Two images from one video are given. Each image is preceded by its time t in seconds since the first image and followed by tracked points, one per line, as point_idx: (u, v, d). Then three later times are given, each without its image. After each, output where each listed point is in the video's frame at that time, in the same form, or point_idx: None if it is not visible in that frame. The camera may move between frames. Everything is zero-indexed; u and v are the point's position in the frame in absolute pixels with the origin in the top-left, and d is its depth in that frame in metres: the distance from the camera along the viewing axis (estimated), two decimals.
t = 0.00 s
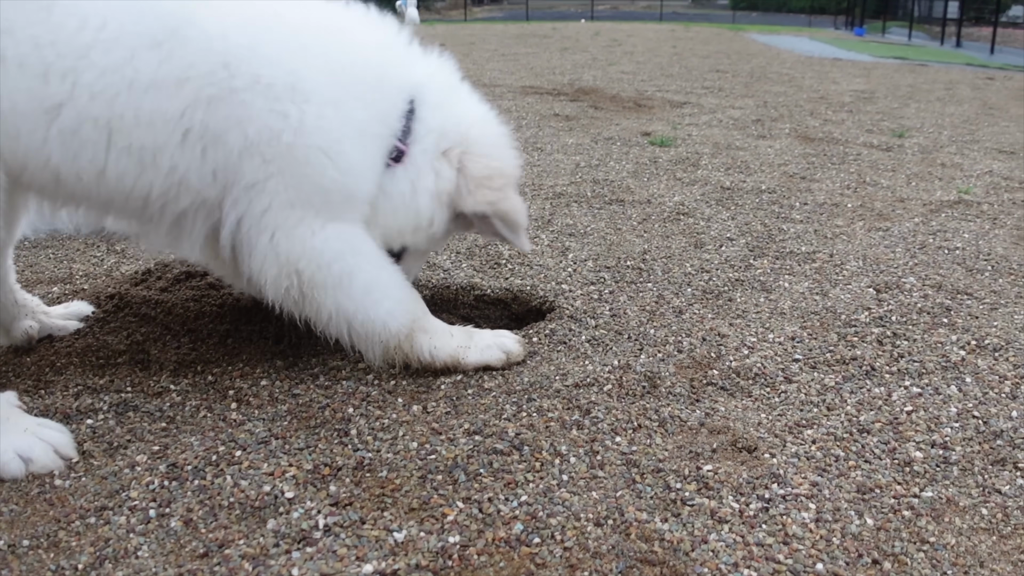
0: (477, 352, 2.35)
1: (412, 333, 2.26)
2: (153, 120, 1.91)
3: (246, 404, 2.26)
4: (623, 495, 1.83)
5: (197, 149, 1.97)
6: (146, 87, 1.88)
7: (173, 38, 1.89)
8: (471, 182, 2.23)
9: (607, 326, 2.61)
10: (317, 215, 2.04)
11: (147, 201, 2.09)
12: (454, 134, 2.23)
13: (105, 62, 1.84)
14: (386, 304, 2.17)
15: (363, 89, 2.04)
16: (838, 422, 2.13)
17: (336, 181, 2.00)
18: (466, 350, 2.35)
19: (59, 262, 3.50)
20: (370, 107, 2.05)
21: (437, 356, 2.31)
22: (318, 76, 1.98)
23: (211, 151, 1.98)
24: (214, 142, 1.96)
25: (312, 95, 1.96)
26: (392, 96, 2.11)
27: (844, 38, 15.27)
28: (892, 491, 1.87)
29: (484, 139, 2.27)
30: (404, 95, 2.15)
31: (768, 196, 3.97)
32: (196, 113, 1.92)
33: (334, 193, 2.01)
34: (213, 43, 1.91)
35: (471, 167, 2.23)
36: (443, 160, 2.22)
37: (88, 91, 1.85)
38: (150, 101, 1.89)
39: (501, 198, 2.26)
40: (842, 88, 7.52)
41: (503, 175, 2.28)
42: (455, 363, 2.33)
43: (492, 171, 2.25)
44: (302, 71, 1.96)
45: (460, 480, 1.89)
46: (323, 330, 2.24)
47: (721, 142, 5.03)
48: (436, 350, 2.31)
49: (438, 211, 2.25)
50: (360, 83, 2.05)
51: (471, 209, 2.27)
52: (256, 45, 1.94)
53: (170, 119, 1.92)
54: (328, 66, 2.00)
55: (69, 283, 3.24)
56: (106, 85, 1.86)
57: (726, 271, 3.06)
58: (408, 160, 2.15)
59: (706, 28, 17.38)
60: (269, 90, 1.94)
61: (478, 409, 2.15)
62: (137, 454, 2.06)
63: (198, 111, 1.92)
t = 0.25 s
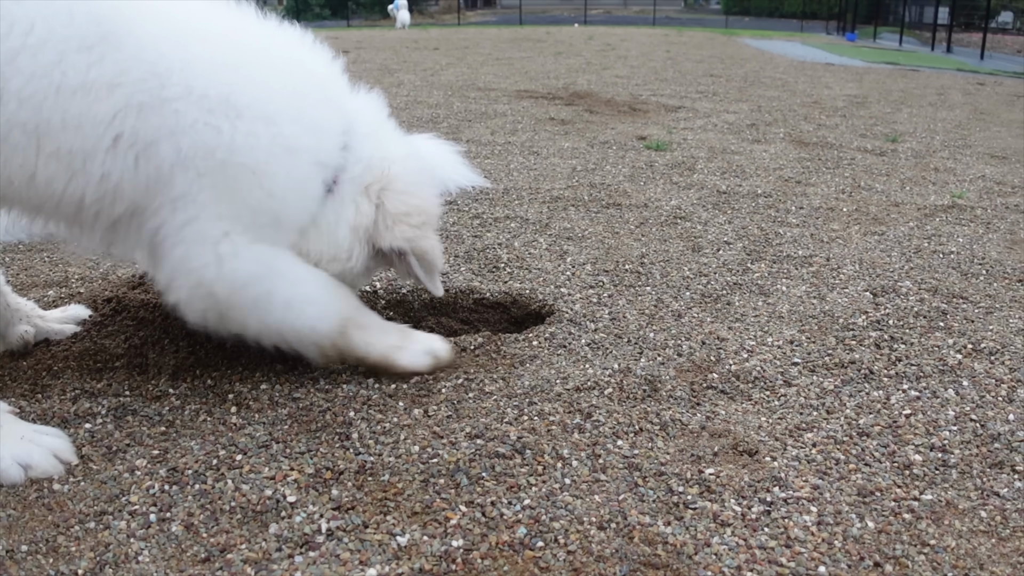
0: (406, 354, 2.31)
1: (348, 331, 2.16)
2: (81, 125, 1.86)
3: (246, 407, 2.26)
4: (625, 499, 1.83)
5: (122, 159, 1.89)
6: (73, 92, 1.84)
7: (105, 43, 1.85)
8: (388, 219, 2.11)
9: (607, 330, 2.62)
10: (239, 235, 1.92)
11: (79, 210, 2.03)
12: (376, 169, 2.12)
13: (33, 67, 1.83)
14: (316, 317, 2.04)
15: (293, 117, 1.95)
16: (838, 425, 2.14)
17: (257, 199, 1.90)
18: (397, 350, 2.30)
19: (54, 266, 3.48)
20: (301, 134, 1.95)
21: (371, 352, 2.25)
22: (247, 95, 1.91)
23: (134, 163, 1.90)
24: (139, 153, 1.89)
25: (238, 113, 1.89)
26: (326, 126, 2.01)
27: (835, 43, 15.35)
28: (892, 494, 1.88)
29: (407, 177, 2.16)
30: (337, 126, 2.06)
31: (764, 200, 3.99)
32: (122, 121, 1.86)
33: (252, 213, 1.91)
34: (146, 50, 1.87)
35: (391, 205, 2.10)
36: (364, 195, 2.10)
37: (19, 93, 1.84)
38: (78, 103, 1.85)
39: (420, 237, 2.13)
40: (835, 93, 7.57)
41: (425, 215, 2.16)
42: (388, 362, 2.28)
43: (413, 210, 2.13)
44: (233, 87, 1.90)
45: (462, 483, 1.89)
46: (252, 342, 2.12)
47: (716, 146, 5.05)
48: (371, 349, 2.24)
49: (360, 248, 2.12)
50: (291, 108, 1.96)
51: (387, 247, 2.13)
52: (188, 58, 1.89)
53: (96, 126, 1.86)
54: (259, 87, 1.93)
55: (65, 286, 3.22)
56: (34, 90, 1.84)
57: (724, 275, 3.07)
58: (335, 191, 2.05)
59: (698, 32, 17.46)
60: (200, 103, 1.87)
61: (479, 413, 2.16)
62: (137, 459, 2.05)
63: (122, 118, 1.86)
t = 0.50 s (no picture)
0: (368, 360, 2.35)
1: (308, 337, 2.23)
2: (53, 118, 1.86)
3: (252, 408, 2.25)
4: (634, 500, 1.83)
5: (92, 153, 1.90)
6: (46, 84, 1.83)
7: (76, 33, 1.83)
8: (367, 228, 2.01)
9: (612, 332, 2.63)
10: (200, 240, 1.95)
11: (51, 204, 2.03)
12: (359, 174, 2.05)
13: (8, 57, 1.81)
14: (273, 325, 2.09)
15: (263, 114, 1.93)
16: (845, 427, 2.15)
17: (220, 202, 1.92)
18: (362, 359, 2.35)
19: (57, 266, 3.47)
20: (270, 133, 1.93)
21: (334, 360, 2.32)
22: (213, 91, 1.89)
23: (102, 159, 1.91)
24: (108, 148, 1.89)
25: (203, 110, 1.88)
26: (298, 123, 1.98)
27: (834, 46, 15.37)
28: (899, 496, 1.89)
29: (391, 184, 2.06)
30: (314, 127, 2.02)
31: (766, 202, 4.00)
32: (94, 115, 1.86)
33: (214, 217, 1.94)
34: (118, 40, 1.85)
35: (369, 214, 2.01)
36: (344, 204, 2.04)
37: None
38: (49, 96, 1.84)
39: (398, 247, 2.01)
40: (834, 96, 7.58)
41: (405, 223, 2.04)
42: (352, 368, 2.34)
43: (391, 218, 2.02)
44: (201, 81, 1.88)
45: (471, 485, 1.89)
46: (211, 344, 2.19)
47: (717, 148, 5.06)
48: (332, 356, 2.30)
49: (336, 255, 2.07)
50: (259, 105, 1.93)
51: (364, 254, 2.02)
52: (157, 48, 1.87)
53: (67, 118, 1.86)
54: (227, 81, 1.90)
55: (68, 287, 3.21)
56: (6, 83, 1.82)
57: (728, 277, 3.08)
58: (309, 194, 2.03)
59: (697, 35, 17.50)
60: (167, 103, 1.86)
61: (486, 414, 2.16)
62: (144, 459, 2.04)
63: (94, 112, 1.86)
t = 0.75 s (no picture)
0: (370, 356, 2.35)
1: (314, 324, 2.20)
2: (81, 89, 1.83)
3: (259, 407, 2.26)
4: (640, 502, 1.84)
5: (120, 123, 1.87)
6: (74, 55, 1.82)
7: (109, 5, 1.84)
8: (405, 204, 2.14)
9: (618, 333, 2.63)
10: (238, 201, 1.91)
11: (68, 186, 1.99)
12: (389, 152, 2.15)
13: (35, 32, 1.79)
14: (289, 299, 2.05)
15: (296, 79, 1.96)
16: (850, 430, 2.15)
17: (254, 171, 1.90)
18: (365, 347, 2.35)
19: (63, 264, 3.48)
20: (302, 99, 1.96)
21: (332, 351, 2.28)
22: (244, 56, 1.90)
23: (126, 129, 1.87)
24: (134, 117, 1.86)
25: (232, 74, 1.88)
26: (328, 94, 2.02)
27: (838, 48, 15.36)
28: (905, 499, 1.89)
29: (420, 163, 2.20)
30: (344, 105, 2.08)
31: (772, 204, 4.01)
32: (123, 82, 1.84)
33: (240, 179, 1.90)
34: (149, 15, 1.86)
35: (406, 191, 2.13)
36: (378, 180, 2.13)
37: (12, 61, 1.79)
38: (79, 66, 1.82)
39: (434, 225, 2.18)
40: (839, 98, 7.58)
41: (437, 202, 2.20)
42: (346, 363, 2.32)
43: (427, 197, 2.17)
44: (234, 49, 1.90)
45: (478, 485, 1.90)
46: (213, 315, 2.11)
47: (722, 150, 5.06)
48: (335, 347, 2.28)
49: (372, 232, 2.15)
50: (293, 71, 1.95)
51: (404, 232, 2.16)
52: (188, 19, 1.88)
53: (100, 85, 1.83)
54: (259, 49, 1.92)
55: (74, 285, 3.22)
56: (28, 58, 1.79)
57: (733, 279, 3.09)
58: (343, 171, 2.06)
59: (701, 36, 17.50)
60: (209, 63, 1.87)
61: (493, 414, 2.16)
62: (151, 457, 2.04)
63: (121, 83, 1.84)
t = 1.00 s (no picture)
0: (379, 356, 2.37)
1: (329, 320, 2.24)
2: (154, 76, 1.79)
3: (265, 406, 2.26)
4: (645, 503, 1.84)
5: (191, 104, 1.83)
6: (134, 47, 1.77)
7: None
8: (483, 156, 2.19)
9: (624, 334, 2.64)
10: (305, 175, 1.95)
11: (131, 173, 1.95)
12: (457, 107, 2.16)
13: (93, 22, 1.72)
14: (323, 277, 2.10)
15: (358, 50, 1.95)
16: (856, 432, 2.15)
17: (329, 144, 1.93)
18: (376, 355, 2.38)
19: (70, 262, 3.49)
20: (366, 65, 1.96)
21: (340, 351, 2.31)
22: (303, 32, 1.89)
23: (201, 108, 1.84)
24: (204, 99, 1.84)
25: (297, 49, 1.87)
26: (391, 56, 2.02)
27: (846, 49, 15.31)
28: (911, 502, 1.89)
29: (488, 111, 2.22)
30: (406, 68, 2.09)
31: (778, 206, 4.00)
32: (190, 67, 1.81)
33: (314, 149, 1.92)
34: None
35: (483, 142, 2.17)
36: (452, 135, 2.16)
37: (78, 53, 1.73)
38: (151, 47, 1.77)
39: (512, 169, 2.22)
40: (846, 100, 7.56)
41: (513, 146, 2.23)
42: (352, 364, 2.33)
43: (503, 143, 2.20)
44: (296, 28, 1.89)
45: (483, 485, 1.90)
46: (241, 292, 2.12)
47: (729, 151, 5.06)
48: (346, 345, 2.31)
49: (449, 184, 2.20)
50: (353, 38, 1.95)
51: (486, 182, 2.22)
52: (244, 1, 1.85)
53: (172, 65, 1.79)
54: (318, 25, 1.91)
55: (81, 283, 3.23)
56: (98, 40, 1.73)
57: (740, 280, 3.09)
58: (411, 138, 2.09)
59: (708, 37, 17.48)
60: (280, 40, 1.86)
61: (498, 414, 2.16)
62: (157, 455, 2.04)
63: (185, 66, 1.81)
